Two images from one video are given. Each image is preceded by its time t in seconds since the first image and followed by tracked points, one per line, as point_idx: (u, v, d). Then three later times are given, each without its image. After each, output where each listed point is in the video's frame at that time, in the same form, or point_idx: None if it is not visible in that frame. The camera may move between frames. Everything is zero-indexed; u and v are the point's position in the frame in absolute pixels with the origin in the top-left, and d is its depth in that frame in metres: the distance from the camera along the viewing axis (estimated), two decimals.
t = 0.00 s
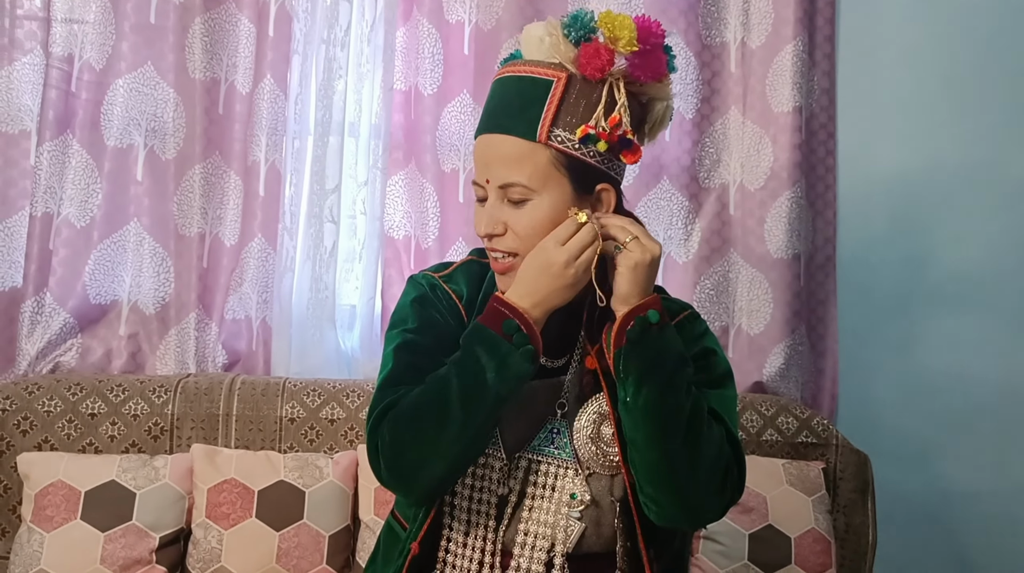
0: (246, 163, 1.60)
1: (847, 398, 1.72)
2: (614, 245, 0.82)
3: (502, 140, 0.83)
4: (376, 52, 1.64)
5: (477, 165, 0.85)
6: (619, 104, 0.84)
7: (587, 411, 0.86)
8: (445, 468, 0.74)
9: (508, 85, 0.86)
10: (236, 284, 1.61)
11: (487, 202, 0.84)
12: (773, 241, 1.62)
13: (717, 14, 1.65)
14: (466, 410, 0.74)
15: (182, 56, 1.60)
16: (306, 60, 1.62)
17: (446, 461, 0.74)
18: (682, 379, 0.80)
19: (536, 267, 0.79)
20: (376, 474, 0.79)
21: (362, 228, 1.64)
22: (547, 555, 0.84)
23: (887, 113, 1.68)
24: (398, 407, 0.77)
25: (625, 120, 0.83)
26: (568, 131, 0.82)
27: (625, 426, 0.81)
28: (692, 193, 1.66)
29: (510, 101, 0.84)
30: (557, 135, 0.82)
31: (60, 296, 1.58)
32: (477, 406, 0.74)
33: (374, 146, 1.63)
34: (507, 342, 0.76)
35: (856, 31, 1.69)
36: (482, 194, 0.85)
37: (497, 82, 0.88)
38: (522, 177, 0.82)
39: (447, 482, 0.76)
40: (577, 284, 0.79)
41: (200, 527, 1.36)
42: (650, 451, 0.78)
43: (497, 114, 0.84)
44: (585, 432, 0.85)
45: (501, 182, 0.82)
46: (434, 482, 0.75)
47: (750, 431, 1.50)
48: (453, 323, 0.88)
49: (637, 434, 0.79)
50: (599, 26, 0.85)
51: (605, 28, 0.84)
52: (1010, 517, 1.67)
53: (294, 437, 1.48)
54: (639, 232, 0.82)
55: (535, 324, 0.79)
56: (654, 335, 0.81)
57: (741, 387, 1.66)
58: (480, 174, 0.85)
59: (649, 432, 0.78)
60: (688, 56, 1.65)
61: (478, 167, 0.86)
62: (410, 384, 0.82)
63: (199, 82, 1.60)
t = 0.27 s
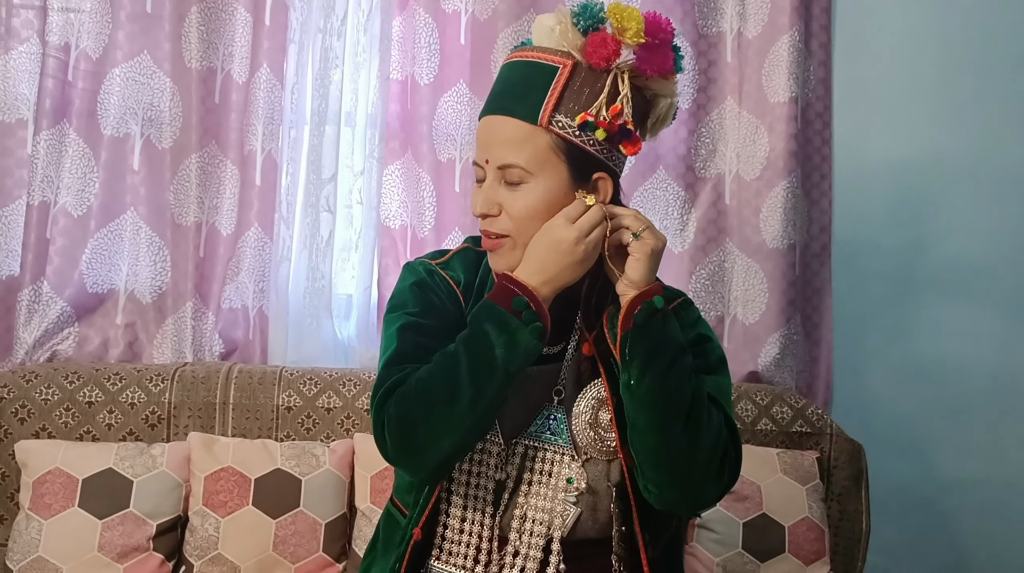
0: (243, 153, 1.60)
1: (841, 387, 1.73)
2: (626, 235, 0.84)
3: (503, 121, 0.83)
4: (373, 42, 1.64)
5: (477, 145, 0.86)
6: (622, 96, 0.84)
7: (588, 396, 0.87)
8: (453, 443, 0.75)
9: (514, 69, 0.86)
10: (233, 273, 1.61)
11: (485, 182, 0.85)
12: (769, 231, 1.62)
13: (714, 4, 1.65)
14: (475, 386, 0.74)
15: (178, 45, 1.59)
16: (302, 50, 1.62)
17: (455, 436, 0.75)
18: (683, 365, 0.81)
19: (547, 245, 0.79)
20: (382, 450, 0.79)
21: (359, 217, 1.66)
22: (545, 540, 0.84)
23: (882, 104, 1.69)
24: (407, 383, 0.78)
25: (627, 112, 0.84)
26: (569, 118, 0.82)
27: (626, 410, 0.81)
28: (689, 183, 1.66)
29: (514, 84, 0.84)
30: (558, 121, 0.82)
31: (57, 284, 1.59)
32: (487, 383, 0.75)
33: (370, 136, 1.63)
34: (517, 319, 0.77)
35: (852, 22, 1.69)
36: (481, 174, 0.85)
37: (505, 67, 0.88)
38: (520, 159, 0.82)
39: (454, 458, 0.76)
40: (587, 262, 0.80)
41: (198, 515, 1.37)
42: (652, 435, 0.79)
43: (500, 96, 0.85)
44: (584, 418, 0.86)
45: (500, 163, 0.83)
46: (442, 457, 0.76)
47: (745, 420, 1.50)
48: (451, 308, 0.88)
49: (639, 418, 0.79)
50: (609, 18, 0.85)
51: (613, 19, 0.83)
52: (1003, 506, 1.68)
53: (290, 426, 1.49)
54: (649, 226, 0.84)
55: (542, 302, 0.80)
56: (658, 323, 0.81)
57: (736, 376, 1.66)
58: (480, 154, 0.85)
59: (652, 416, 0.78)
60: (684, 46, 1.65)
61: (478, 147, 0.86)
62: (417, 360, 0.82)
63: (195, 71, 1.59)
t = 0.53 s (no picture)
0: (240, 147, 1.60)
1: (840, 381, 1.72)
2: (631, 231, 0.83)
3: (509, 114, 0.83)
4: (370, 36, 1.64)
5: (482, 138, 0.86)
6: (627, 92, 0.84)
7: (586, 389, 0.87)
8: (454, 437, 0.75)
9: (521, 62, 0.86)
10: (231, 268, 1.61)
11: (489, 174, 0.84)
12: (767, 225, 1.62)
13: None
14: (477, 380, 0.74)
15: (175, 40, 1.59)
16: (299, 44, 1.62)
17: (456, 430, 0.75)
18: (684, 360, 0.81)
19: (550, 242, 0.79)
20: (382, 443, 0.79)
21: (356, 211, 1.65)
22: (543, 534, 0.84)
23: (881, 97, 1.69)
24: (409, 377, 0.78)
25: (632, 108, 0.84)
26: (576, 112, 0.83)
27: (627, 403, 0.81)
28: (686, 176, 1.66)
29: (521, 77, 0.84)
30: (564, 114, 0.82)
31: (55, 279, 1.58)
32: (488, 376, 0.74)
33: (368, 130, 1.63)
34: (518, 315, 0.77)
35: (851, 14, 1.69)
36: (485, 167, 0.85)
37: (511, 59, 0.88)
38: (526, 151, 0.81)
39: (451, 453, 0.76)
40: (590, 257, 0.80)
41: (196, 510, 1.37)
42: (652, 428, 0.79)
43: (506, 89, 0.84)
44: (583, 411, 0.85)
45: (505, 155, 0.82)
46: (443, 450, 0.75)
47: (743, 413, 1.50)
48: (451, 300, 0.89)
49: (640, 411, 0.79)
50: (614, 15, 0.85)
51: (620, 15, 0.85)
52: (1000, 499, 1.68)
53: (289, 420, 1.49)
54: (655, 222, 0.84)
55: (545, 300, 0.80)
56: (660, 319, 0.82)
57: (734, 369, 1.67)
58: (485, 147, 0.85)
59: (653, 410, 0.79)
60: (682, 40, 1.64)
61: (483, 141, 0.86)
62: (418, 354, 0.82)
63: (192, 65, 1.59)
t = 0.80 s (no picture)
0: (241, 145, 1.61)
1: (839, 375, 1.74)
2: (633, 229, 0.83)
3: (511, 113, 0.83)
4: (369, 33, 1.64)
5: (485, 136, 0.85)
6: (630, 92, 0.84)
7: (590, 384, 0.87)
8: (457, 428, 0.75)
9: (524, 60, 0.86)
10: (233, 266, 1.61)
11: (492, 171, 0.85)
12: (768, 219, 1.62)
13: None
14: (478, 373, 0.75)
15: (174, 38, 1.59)
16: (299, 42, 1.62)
17: (459, 421, 0.75)
18: (687, 355, 0.81)
19: (550, 236, 0.79)
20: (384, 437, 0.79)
21: (357, 209, 1.65)
22: (548, 528, 0.84)
23: (881, 91, 1.69)
24: (409, 370, 0.78)
25: (634, 108, 0.84)
26: (577, 112, 0.83)
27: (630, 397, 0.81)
28: (687, 171, 1.66)
29: (524, 75, 0.84)
30: (565, 114, 0.82)
31: (57, 279, 1.59)
32: (490, 369, 0.75)
33: (368, 127, 1.63)
34: (517, 307, 0.77)
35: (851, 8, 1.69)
36: (488, 164, 0.85)
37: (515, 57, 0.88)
38: (527, 150, 0.81)
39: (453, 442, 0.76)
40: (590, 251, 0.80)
41: (200, 507, 1.37)
42: (655, 423, 0.79)
43: (509, 87, 0.84)
44: (586, 405, 0.86)
45: (507, 153, 0.82)
46: (445, 441, 0.76)
47: (744, 407, 1.50)
48: (454, 294, 0.89)
49: (642, 406, 0.80)
50: (619, 14, 0.85)
51: (623, 15, 0.84)
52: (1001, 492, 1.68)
53: (292, 417, 1.49)
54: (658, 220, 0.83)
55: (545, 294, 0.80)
56: (664, 314, 0.82)
57: (735, 364, 1.67)
58: (487, 144, 0.85)
59: (656, 404, 0.79)
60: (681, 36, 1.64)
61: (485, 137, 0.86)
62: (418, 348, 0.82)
63: (192, 64, 1.59)
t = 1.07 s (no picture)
0: (243, 143, 1.61)
1: (842, 371, 1.72)
2: (630, 231, 0.82)
3: (513, 111, 0.83)
4: (372, 29, 1.64)
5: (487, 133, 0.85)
6: (632, 92, 0.83)
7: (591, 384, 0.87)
8: (454, 425, 0.75)
9: (528, 59, 0.86)
10: (235, 263, 1.61)
11: (492, 169, 0.85)
12: (770, 215, 1.62)
13: None
14: (475, 371, 0.74)
15: (177, 36, 1.59)
16: (301, 39, 1.62)
17: (456, 419, 0.75)
18: (689, 354, 0.81)
19: (547, 237, 0.79)
20: (383, 436, 0.79)
21: (360, 206, 1.65)
22: (549, 526, 0.84)
23: (883, 87, 1.68)
24: (408, 368, 0.78)
25: (637, 109, 0.83)
26: (579, 112, 0.82)
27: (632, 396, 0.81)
28: (688, 167, 1.66)
29: (527, 73, 0.84)
30: (567, 114, 0.82)
31: (60, 276, 1.59)
32: (486, 367, 0.74)
33: (370, 124, 1.63)
34: (513, 307, 0.76)
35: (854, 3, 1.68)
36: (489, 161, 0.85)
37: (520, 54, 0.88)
38: (528, 149, 0.81)
39: (449, 441, 0.76)
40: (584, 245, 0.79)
41: (203, 504, 1.37)
42: (657, 422, 0.79)
43: (512, 86, 0.85)
44: (588, 402, 0.86)
45: (508, 151, 0.82)
46: (443, 439, 0.76)
47: (747, 403, 1.49)
48: (454, 293, 0.88)
49: (644, 405, 0.79)
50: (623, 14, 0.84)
51: (628, 15, 0.83)
52: (1002, 487, 1.68)
53: (294, 414, 1.49)
54: (657, 221, 0.82)
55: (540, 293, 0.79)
56: (667, 312, 0.81)
57: (737, 360, 1.67)
58: (488, 142, 0.85)
59: (658, 403, 0.79)
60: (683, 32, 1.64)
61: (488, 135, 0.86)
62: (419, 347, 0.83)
63: (194, 61, 1.59)
